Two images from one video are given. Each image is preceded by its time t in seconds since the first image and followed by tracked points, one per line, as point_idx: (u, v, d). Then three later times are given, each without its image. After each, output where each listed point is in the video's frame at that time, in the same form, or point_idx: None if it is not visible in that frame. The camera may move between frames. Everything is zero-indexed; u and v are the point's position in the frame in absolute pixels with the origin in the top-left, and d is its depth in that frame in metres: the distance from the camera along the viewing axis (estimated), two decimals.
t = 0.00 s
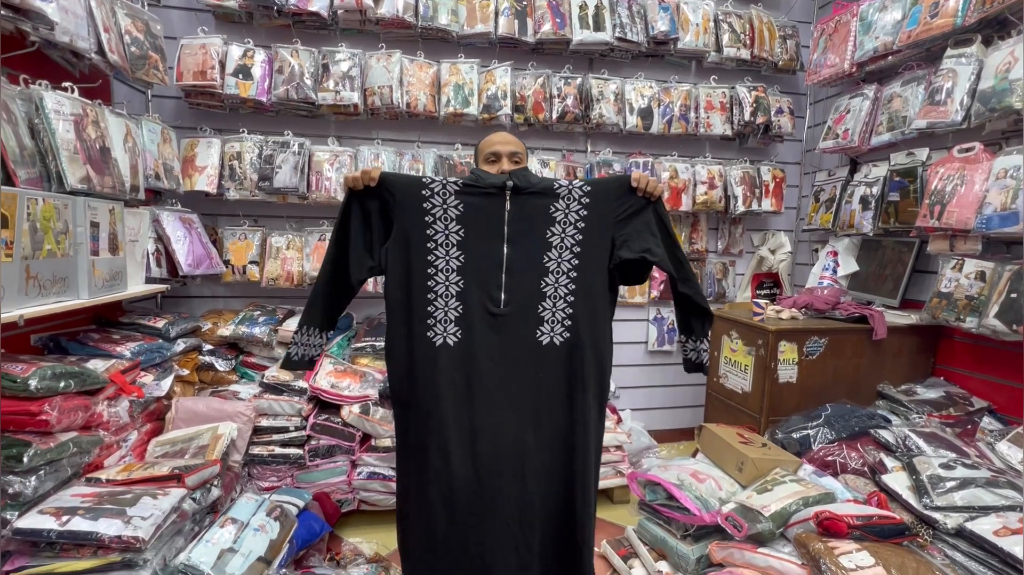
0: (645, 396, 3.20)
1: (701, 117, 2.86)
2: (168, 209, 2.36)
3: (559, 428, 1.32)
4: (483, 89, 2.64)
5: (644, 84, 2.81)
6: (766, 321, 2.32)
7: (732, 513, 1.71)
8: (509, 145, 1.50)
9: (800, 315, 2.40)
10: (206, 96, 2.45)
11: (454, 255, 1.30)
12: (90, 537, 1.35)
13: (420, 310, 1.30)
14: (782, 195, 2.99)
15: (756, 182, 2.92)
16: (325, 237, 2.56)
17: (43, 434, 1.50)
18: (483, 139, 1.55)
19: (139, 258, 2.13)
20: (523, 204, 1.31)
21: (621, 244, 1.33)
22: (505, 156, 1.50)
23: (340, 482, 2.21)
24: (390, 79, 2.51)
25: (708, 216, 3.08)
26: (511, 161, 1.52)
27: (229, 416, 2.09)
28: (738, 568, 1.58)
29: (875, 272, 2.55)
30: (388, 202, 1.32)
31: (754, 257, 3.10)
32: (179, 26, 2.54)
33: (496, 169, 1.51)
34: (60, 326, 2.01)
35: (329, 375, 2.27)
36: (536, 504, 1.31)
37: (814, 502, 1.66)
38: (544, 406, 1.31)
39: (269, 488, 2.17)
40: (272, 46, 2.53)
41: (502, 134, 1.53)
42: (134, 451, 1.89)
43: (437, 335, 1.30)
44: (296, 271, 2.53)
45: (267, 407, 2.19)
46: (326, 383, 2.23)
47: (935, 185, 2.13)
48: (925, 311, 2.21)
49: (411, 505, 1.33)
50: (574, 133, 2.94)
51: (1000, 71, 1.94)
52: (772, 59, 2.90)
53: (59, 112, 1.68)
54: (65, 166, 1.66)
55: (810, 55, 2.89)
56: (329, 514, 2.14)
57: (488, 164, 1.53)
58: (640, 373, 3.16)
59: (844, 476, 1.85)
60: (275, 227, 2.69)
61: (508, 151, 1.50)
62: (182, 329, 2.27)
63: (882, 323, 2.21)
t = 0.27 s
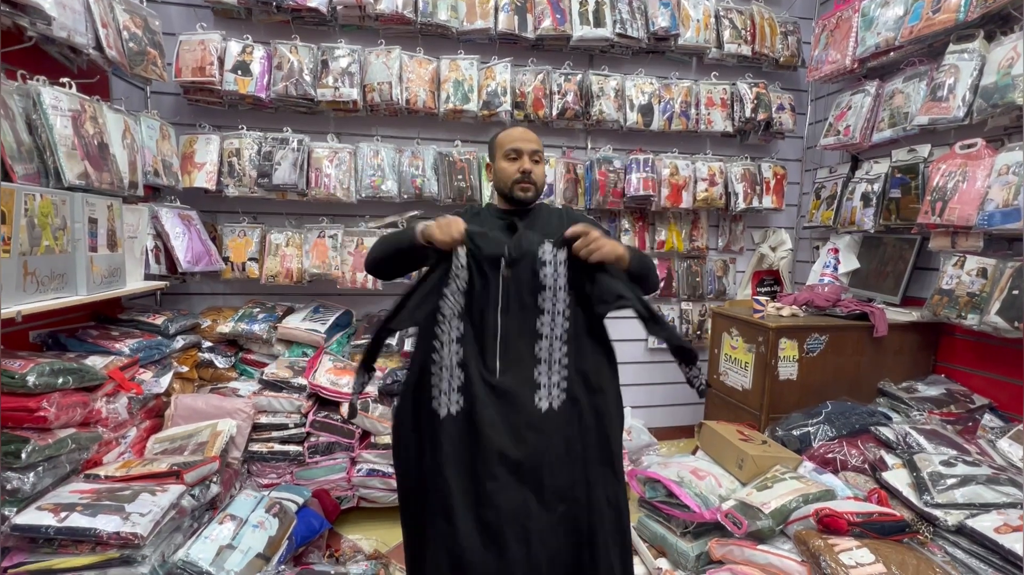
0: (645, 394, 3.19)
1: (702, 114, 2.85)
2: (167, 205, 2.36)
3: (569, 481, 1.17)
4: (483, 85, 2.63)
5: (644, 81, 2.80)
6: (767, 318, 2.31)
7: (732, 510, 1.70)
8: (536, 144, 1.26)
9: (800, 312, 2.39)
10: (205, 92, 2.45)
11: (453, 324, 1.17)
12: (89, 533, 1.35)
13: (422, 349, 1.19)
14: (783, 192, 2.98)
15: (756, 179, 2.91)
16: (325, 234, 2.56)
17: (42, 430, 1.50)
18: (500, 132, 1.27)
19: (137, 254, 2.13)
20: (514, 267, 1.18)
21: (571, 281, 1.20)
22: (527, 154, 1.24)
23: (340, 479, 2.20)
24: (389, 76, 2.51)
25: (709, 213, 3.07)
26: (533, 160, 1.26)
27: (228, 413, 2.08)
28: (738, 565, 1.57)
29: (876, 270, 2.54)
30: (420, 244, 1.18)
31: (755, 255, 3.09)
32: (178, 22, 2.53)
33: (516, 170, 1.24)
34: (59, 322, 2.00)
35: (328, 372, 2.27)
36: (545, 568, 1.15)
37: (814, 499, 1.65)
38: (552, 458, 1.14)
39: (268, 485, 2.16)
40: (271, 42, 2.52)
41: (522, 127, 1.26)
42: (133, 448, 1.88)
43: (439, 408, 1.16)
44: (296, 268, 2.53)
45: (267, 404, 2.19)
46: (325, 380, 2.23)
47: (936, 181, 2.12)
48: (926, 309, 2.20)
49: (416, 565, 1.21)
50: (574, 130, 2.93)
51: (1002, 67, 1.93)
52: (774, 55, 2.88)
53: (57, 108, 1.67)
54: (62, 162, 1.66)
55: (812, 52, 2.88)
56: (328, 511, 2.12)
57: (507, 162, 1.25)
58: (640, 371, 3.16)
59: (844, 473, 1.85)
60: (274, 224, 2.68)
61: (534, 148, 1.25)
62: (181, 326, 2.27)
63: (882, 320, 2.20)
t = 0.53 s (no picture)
0: (645, 392, 3.19)
1: (702, 111, 2.84)
2: (167, 203, 2.36)
3: None
4: (483, 83, 2.63)
5: (644, 78, 2.80)
6: (767, 316, 2.30)
7: (732, 508, 1.70)
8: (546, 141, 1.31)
9: (801, 310, 2.38)
10: (205, 90, 2.44)
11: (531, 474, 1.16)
12: (88, 530, 1.35)
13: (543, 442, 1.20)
14: (783, 189, 2.97)
15: (757, 177, 2.90)
16: (325, 232, 2.56)
17: (41, 428, 1.50)
18: (511, 128, 1.33)
19: (137, 252, 2.13)
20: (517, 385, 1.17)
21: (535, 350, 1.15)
22: (537, 154, 1.31)
23: (340, 477, 2.20)
24: (389, 73, 2.50)
25: (709, 211, 3.06)
26: (545, 158, 1.32)
27: (228, 411, 2.09)
28: (738, 563, 1.58)
29: (877, 268, 2.54)
30: (473, 284, 1.21)
31: (755, 253, 3.09)
32: (177, 20, 2.52)
33: (527, 171, 1.32)
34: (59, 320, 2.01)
35: (328, 370, 2.27)
36: None
37: (814, 497, 1.65)
38: None
39: (268, 483, 2.17)
40: (271, 39, 2.52)
41: (532, 124, 1.33)
42: (133, 446, 1.89)
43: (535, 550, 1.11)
44: (296, 266, 2.53)
45: (267, 402, 2.19)
46: (325, 377, 2.24)
47: (937, 179, 2.11)
48: (927, 307, 2.19)
49: None
50: (574, 127, 2.92)
51: (1004, 64, 1.92)
52: (774, 52, 2.88)
53: (55, 105, 1.67)
54: (61, 160, 1.66)
55: (813, 49, 2.87)
56: (327, 509, 2.12)
57: (519, 162, 1.32)
58: (640, 369, 3.16)
59: (844, 471, 1.84)
60: (274, 222, 2.68)
61: (541, 146, 1.31)
62: (181, 324, 2.27)
63: (883, 318, 2.19)
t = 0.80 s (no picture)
0: (645, 390, 3.19)
1: (703, 109, 2.83)
2: (167, 202, 2.36)
3: None
4: (483, 81, 2.63)
5: (645, 76, 2.79)
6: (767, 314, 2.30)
7: (732, 506, 1.71)
8: (521, 158, 1.26)
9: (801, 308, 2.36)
10: (205, 88, 2.44)
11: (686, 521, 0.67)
12: (90, 528, 1.35)
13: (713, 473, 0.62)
14: (784, 187, 2.97)
15: (757, 175, 2.90)
16: (325, 230, 2.56)
17: (43, 427, 1.50)
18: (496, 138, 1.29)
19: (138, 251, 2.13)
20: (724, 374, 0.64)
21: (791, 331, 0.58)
22: (508, 174, 1.29)
23: (340, 475, 2.21)
24: (389, 72, 2.50)
25: (709, 209, 3.06)
26: (518, 176, 1.28)
27: (229, 410, 2.09)
28: (738, 561, 1.57)
29: (877, 266, 2.54)
30: (445, 309, 1.50)
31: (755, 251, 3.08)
32: (177, 18, 2.52)
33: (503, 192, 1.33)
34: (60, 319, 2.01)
35: (329, 368, 2.28)
36: None
37: (814, 495, 1.66)
38: None
39: (269, 481, 2.17)
40: (270, 38, 2.52)
41: (509, 136, 1.27)
42: (134, 445, 1.89)
43: None
44: (296, 265, 2.53)
45: (267, 400, 2.19)
46: (325, 376, 2.24)
47: (938, 177, 2.10)
48: (927, 305, 2.19)
49: None
50: (574, 126, 2.92)
51: (1005, 61, 1.92)
52: (775, 50, 2.87)
53: (55, 105, 1.67)
54: (61, 159, 1.66)
55: (814, 46, 2.86)
56: (329, 507, 2.14)
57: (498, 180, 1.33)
58: (640, 367, 3.16)
59: (844, 469, 1.84)
60: (274, 221, 2.68)
61: (510, 166, 1.28)
62: (182, 323, 2.28)
63: (884, 316, 2.16)
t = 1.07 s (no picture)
0: (647, 388, 3.19)
1: (704, 107, 2.83)
2: (170, 202, 2.37)
3: None
4: (484, 80, 2.63)
5: (646, 75, 2.79)
6: (768, 313, 2.30)
7: (733, 504, 1.71)
8: (483, 170, 1.26)
9: (802, 306, 2.38)
10: (206, 88, 2.45)
11: None
12: (95, 527, 1.36)
13: None
14: (786, 186, 2.97)
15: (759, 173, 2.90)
16: (327, 230, 2.56)
17: (47, 426, 1.51)
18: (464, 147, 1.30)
19: (141, 251, 2.13)
20: None
21: None
22: (477, 185, 1.29)
23: (343, 474, 2.22)
24: (390, 71, 2.50)
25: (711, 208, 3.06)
26: (486, 188, 1.29)
27: (232, 409, 2.10)
28: (740, 558, 1.56)
29: (879, 264, 2.53)
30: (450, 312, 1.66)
31: (757, 249, 3.09)
32: (178, 18, 2.52)
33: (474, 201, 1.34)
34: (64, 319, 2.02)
35: (331, 367, 2.30)
36: None
37: (814, 493, 1.66)
38: None
39: (272, 479, 2.18)
40: (271, 37, 2.52)
41: (472, 146, 1.27)
42: (138, 444, 1.90)
43: None
44: (298, 264, 2.54)
45: (270, 399, 2.20)
46: (328, 375, 2.26)
47: (940, 175, 2.10)
48: (929, 303, 2.19)
49: None
50: (575, 124, 2.92)
51: (1008, 59, 1.92)
52: (776, 48, 2.86)
53: (58, 105, 1.67)
54: (64, 159, 1.66)
55: (815, 44, 2.85)
56: (331, 505, 2.16)
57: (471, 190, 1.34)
58: (641, 365, 3.16)
59: (845, 468, 1.84)
60: (276, 220, 2.69)
61: (474, 178, 1.28)
62: (184, 323, 2.28)
63: (885, 315, 2.20)
